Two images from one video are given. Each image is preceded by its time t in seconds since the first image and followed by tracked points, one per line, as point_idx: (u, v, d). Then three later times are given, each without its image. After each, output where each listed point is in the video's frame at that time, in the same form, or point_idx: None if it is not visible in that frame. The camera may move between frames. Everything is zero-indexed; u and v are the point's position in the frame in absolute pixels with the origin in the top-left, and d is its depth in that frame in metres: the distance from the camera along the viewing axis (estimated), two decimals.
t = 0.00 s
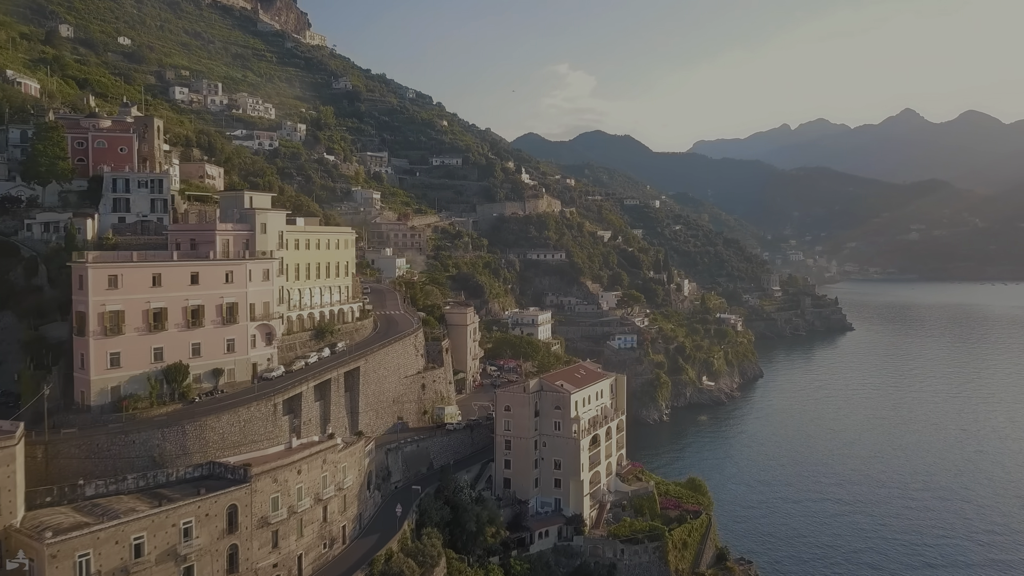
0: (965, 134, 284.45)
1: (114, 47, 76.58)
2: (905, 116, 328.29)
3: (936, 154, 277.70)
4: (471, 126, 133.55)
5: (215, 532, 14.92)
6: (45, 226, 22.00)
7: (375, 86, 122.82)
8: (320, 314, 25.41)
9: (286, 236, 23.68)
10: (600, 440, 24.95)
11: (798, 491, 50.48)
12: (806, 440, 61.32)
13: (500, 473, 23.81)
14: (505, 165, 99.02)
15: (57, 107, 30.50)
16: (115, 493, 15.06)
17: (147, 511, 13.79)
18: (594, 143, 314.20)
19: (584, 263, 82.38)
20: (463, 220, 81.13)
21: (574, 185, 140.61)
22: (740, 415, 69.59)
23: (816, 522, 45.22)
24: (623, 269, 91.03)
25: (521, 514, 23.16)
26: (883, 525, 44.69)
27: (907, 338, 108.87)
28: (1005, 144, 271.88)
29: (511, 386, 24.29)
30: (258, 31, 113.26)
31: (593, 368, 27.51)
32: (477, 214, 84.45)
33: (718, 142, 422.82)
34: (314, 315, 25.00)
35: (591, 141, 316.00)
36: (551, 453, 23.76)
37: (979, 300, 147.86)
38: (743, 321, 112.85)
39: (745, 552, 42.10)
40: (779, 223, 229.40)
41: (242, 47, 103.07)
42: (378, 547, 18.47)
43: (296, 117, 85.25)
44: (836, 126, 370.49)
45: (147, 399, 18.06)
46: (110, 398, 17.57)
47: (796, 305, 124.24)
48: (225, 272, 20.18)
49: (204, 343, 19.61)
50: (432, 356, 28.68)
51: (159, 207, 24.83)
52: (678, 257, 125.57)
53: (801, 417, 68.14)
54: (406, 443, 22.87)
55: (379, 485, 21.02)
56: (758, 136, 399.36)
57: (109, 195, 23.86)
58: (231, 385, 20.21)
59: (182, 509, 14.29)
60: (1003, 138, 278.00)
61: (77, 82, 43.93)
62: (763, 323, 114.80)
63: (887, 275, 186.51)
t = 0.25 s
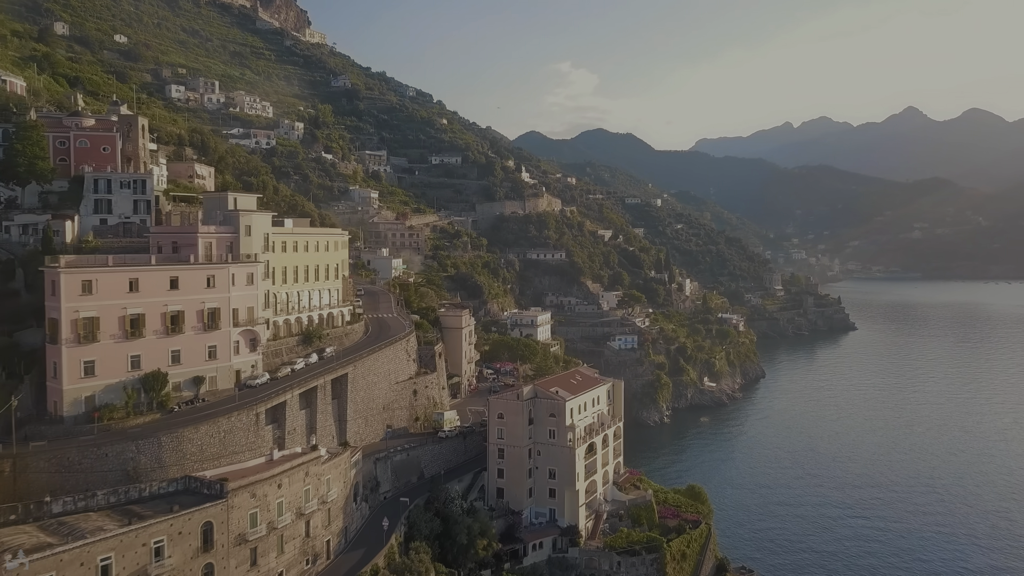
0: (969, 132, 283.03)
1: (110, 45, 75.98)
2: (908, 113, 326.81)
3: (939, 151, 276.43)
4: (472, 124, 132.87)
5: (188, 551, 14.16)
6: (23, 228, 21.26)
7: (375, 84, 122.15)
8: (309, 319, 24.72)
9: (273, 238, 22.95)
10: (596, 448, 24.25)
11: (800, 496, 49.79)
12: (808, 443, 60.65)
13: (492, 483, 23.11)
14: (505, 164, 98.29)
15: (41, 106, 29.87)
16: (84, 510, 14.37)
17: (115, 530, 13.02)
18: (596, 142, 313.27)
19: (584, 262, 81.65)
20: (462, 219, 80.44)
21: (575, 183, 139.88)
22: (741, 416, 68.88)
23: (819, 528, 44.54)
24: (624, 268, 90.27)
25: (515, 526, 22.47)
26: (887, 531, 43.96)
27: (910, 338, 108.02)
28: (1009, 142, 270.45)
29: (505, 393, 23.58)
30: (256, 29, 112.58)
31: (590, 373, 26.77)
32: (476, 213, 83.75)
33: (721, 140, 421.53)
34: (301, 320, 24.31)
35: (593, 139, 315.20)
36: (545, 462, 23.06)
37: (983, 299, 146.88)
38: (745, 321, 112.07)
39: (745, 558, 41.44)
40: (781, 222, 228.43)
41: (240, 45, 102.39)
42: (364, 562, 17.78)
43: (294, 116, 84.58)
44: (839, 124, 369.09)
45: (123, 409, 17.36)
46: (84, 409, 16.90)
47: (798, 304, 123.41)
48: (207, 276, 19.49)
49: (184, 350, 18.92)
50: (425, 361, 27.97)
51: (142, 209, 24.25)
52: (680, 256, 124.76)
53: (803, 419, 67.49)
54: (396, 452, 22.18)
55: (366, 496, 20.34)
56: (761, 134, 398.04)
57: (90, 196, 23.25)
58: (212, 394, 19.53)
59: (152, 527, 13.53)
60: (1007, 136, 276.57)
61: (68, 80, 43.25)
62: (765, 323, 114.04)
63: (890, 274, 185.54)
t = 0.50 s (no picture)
0: (972, 131, 281.80)
1: (106, 43, 75.44)
2: (911, 111, 325.50)
3: (942, 150, 275.28)
4: (472, 123, 132.21)
5: (163, 569, 13.50)
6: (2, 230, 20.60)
7: (375, 82, 121.50)
8: (298, 322, 24.11)
9: (260, 240, 22.31)
10: (593, 455, 23.63)
11: (803, 499, 49.17)
12: (810, 445, 60.08)
13: (486, 492, 22.50)
14: (506, 163, 97.63)
15: (27, 104, 29.32)
16: (56, 526, 13.78)
17: (86, 547, 12.26)
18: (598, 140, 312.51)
19: (584, 262, 81.00)
20: (462, 218, 79.82)
21: (576, 182, 139.15)
22: (742, 417, 68.26)
23: (820, 532, 43.94)
24: (625, 268, 89.60)
25: (509, 536, 21.87)
26: (891, 537, 43.34)
27: (913, 338, 107.28)
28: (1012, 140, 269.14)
29: (499, 399, 22.96)
30: (255, 27, 111.90)
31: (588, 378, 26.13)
32: (476, 212, 83.11)
33: (723, 139, 420.46)
34: (290, 324, 23.72)
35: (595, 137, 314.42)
36: (540, 471, 22.47)
37: (986, 298, 146.06)
38: (747, 320, 111.38)
39: (746, 564, 40.89)
40: (783, 221, 227.58)
41: (239, 43, 101.78)
42: None
43: (293, 114, 83.97)
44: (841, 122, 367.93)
45: (101, 418, 16.75)
46: (60, 418, 16.30)
47: (800, 304, 122.69)
48: (190, 280, 18.90)
49: (166, 356, 18.32)
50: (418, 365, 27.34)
51: (126, 210, 23.65)
52: (681, 255, 124.04)
53: (805, 420, 66.94)
54: (386, 461, 21.57)
55: (355, 506, 19.74)
56: (763, 132, 396.89)
57: (73, 197, 22.66)
58: (196, 401, 18.93)
59: (126, 544, 12.82)
60: (1010, 134, 275.37)
61: (60, 79, 42.67)
62: (767, 323, 113.37)
63: (892, 273, 184.75)
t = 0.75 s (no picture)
0: (974, 129, 280.69)
1: (102, 41, 74.89)
2: (913, 110, 324.37)
3: (944, 149, 274.16)
4: (472, 122, 131.57)
5: None
6: None
7: (374, 81, 120.86)
8: (286, 327, 23.52)
9: (247, 243, 21.67)
10: (589, 463, 22.99)
11: (804, 503, 48.60)
12: (811, 447, 59.52)
13: (479, 501, 21.89)
14: (505, 162, 96.99)
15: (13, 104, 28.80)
16: (24, 543, 13.17)
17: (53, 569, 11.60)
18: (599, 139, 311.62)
19: (584, 261, 80.35)
20: (461, 218, 79.22)
21: (577, 181, 138.48)
22: (744, 419, 67.64)
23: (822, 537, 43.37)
24: (625, 267, 88.94)
25: (502, 547, 21.26)
26: (894, 543, 42.74)
27: (915, 338, 106.55)
28: (1015, 139, 267.91)
29: (492, 405, 22.35)
30: (254, 25, 111.21)
31: (585, 384, 25.50)
32: (475, 212, 82.48)
33: (724, 137, 419.54)
34: (279, 328, 23.13)
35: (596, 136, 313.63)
36: (535, 480, 21.86)
37: (989, 297, 145.28)
38: (749, 320, 110.70)
39: (747, 569, 40.34)
40: (785, 219, 226.78)
41: (237, 42, 101.25)
42: None
43: (290, 113, 83.36)
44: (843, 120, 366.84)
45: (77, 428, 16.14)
46: (34, 429, 15.68)
47: (802, 303, 121.94)
48: (172, 285, 18.28)
49: (146, 364, 17.70)
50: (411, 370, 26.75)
51: (111, 211, 22.84)
52: (682, 254, 123.35)
53: (806, 421, 66.34)
54: (376, 469, 20.96)
55: (343, 518, 19.14)
56: (765, 131, 395.85)
57: (54, 199, 22.03)
58: (178, 410, 18.32)
59: (96, 565, 12.16)
60: (1013, 133, 274.20)
61: (51, 77, 42.13)
62: (768, 323, 112.73)
63: (894, 272, 183.93)
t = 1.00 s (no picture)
0: (977, 128, 279.56)
1: (99, 40, 74.32)
2: (916, 108, 323.12)
3: (947, 147, 273.09)
4: (472, 121, 130.90)
5: None
6: None
7: (374, 79, 120.17)
8: (274, 331, 22.92)
9: (232, 246, 21.04)
10: (585, 472, 22.38)
11: (806, 507, 48.03)
12: (813, 449, 58.93)
13: (472, 511, 21.30)
14: (505, 161, 96.30)
15: None
16: None
17: None
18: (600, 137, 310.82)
19: (584, 261, 79.66)
20: (460, 217, 78.63)
21: (578, 180, 137.79)
22: (745, 420, 67.09)
23: (824, 542, 42.83)
24: (626, 267, 88.27)
25: (495, 558, 20.67)
26: (897, 548, 42.21)
27: (918, 338, 105.82)
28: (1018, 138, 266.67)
29: (486, 413, 21.74)
30: (253, 23, 110.51)
31: (581, 390, 24.88)
32: (474, 211, 81.87)
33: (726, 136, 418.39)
34: (267, 333, 22.53)
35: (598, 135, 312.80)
36: (529, 489, 21.29)
37: (992, 297, 144.46)
38: (750, 320, 110.05)
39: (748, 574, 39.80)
40: (787, 218, 225.97)
41: (235, 40, 100.61)
42: None
43: (289, 111, 82.74)
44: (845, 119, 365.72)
45: (52, 439, 15.55)
46: (6, 440, 15.07)
47: (804, 303, 121.25)
48: (153, 289, 17.69)
49: (126, 371, 17.09)
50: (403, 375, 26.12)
51: (93, 213, 22.55)
52: (684, 254, 122.67)
53: (807, 423, 65.69)
54: (366, 479, 20.37)
55: (330, 529, 18.55)
56: (767, 130, 394.72)
57: (36, 199, 21.64)
58: (159, 419, 17.72)
59: None
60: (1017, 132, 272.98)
61: (42, 75, 41.57)
62: (770, 322, 112.11)
63: (897, 271, 183.13)
